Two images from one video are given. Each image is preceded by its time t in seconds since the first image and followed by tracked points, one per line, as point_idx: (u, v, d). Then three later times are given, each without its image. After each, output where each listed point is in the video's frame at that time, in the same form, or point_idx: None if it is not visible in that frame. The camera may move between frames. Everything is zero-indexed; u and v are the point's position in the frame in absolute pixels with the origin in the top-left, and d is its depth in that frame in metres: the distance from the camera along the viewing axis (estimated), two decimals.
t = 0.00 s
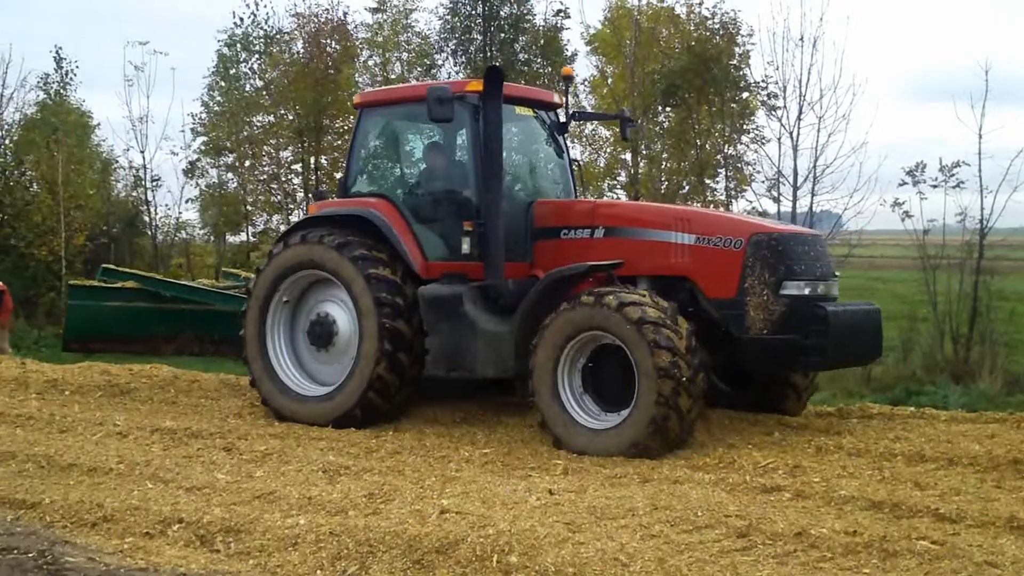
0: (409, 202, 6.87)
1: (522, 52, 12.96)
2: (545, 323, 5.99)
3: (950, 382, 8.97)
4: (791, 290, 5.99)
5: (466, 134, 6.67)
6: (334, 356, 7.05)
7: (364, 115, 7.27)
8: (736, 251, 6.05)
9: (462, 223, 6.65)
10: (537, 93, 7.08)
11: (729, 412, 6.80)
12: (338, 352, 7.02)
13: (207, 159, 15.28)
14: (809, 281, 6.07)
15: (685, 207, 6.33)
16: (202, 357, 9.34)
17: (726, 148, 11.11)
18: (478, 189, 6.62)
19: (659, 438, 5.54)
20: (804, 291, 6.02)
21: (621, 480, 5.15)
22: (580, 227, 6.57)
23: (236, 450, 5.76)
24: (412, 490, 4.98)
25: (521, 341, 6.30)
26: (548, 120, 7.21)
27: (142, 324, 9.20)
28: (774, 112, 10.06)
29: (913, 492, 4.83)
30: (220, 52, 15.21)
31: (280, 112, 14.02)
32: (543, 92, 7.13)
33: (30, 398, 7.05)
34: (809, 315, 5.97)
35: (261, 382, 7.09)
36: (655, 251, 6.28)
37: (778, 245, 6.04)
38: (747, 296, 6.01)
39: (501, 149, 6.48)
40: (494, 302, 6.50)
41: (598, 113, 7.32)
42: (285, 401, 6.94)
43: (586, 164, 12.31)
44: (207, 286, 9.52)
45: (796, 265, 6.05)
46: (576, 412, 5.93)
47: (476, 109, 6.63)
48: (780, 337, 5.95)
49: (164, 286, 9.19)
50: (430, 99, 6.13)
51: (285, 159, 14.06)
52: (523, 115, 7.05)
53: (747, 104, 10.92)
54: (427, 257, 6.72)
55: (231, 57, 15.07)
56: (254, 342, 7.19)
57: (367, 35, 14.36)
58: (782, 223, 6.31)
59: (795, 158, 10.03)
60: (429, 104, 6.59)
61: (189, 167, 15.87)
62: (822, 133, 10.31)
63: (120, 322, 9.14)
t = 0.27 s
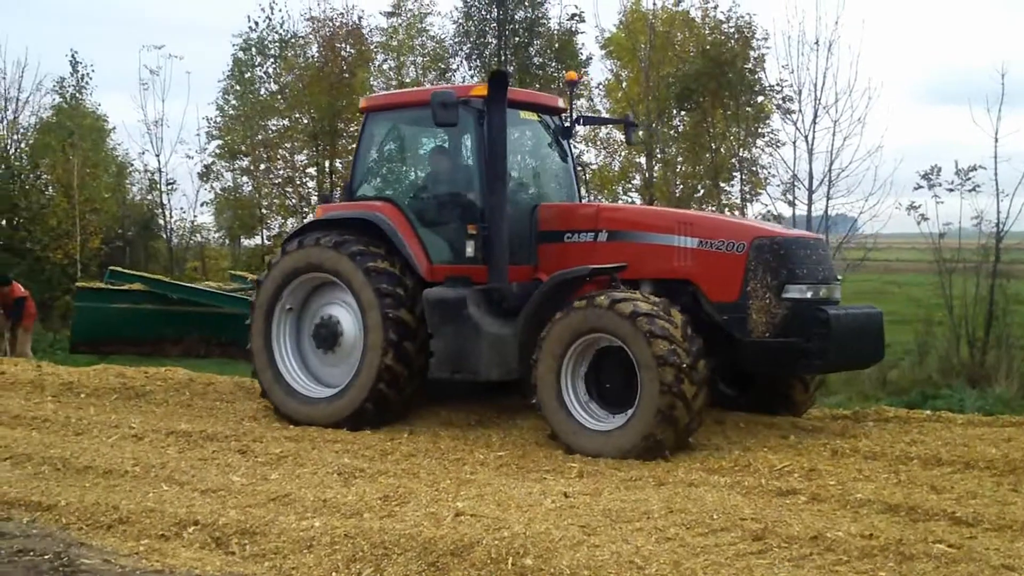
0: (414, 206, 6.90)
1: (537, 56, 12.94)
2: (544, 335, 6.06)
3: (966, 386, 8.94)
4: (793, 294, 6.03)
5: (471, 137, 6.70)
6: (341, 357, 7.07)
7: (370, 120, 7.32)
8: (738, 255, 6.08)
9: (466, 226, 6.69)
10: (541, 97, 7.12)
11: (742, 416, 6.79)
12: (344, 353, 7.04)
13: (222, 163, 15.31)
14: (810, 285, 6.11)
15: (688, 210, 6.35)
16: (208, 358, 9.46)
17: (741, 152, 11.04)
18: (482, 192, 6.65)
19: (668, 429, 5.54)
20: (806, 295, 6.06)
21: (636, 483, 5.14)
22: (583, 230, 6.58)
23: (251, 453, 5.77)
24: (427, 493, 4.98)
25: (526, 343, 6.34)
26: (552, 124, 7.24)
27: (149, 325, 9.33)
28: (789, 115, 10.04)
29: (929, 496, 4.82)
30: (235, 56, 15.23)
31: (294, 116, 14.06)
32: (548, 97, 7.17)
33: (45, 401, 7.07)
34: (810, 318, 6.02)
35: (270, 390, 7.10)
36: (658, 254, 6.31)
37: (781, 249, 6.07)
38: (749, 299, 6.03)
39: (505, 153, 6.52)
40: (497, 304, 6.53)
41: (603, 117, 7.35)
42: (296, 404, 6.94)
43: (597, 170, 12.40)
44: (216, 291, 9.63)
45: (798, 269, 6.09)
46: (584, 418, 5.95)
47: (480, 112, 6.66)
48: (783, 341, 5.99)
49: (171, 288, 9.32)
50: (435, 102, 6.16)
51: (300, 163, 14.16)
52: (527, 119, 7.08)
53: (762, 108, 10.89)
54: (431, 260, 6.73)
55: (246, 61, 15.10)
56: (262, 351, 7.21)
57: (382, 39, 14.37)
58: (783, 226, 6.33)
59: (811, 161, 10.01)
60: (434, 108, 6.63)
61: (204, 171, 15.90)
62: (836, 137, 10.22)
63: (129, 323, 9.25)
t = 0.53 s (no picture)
0: (421, 204, 6.93)
1: (550, 54, 12.90)
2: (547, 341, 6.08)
3: (981, 385, 8.91)
4: (799, 292, 6.03)
5: (478, 137, 6.73)
6: (351, 355, 7.08)
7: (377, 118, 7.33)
8: (745, 253, 6.09)
9: (473, 225, 6.72)
10: (547, 96, 7.13)
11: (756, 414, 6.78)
12: (353, 349, 7.05)
13: (236, 162, 15.33)
14: (816, 283, 6.12)
15: (694, 208, 6.35)
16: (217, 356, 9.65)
17: (755, 150, 11.06)
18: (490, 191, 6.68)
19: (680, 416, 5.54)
20: (812, 293, 6.07)
21: (651, 482, 5.13)
22: (591, 229, 6.58)
23: (266, 451, 5.77)
24: (442, 491, 4.98)
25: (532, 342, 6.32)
26: (560, 122, 7.26)
27: (159, 323, 9.48)
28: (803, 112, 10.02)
29: (946, 495, 4.81)
30: (249, 55, 15.24)
31: (308, 114, 14.10)
32: (555, 95, 7.19)
33: (60, 399, 7.08)
34: (816, 316, 6.02)
35: (283, 393, 7.09)
36: (664, 253, 6.31)
37: (787, 247, 6.08)
38: (756, 298, 6.04)
39: (512, 152, 6.53)
40: (505, 302, 6.52)
41: (610, 116, 7.37)
42: (310, 404, 6.93)
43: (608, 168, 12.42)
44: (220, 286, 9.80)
45: (804, 268, 6.10)
46: (595, 420, 5.93)
47: (487, 112, 6.69)
48: (789, 339, 5.99)
49: (179, 286, 9.46)
50: (441, 102, 6.18)
51: (313, 161, 14.27)
52: (534, 118, 7.09)
53: (776, 105, 10.87)
54: (439, 259, 6.77)
55: (260, 59, 15.11)
56: (272, 355, 7.21)
57: (396, 38, 14.37)
58: (788, 224, 6.35)
59: (825, 159, 9.98)
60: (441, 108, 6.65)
61: (218, 170, 15.92)
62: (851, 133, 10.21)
63: (138, 322, 9.42)
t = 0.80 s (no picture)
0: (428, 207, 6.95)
1: (564, 56, 12.88)
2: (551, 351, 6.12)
3: (996, 388, 8.88)
4: (804, 296, 6.03)
5: (485, 140, 6.75)
6: (360, 356, 7.07)
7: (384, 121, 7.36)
8: (750, 256, 6.07)
9: (480, 228, 6.73)
10: (553, 99, 7.14)
11: (769, 417, 6.76)
12: (362, 350, 7.05)
13: (250, 164, 15.36)
14: (822, 286, 6.11)
15: (700, 212, 6.35)
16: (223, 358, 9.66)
17: (770, 152, 11.02)
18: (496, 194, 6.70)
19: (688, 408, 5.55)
20: (817, 296, 6.07)
21: (666, 485, 5.12)
22: (597, 232, 6.59)
23: (280, 453, 5.78)
24: (456, 494, 4.98)
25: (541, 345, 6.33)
26: (567, 126, 7.27)
27: (169, 324, 9.46)
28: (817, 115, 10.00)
29: (961, 499, 4.79)
30: (263, 57, 15.27)
31: (322, 117, 14.19)
32: (561, 99, 7.20)
33: (74, 400, 7.09)
34: (822, 319, 6.02)
35: (293, 399, 7.08)
36: (670, 256, 6.31)
37: (792, 250, 6.08)
38: (761, 301, 6.03)
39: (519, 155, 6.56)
40: (512, 305, 6.55)
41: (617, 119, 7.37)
42: (322, 407, 6.91)
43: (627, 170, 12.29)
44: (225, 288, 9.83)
45: (809, 271, 6.09)
46: (606, 423, 5.93)
47: (494, 115, 6.72)
48: (795, 342, 6.00)
49: (189, 288, 9.47)
50: (449, 104, 6.22)
51: (327, 163, 14.42)
52: (541, 122, 7.10)
53: (791, 108, 10.83)
54: (445, 261, 6.78)
55: (274, 61, 15.12)
56: (281, 361, 7.21)
57: (410, 40, 14.37)
58: (794, 227, 6.34)
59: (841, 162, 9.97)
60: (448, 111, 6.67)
61: (232, 172, 15.95)
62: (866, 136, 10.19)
63: (146, 324, 9.43)
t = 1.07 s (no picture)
0: (444, 207, 6.98)
1: (590, 56, 12.80)
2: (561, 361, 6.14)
3: None
4: (819, 296, 6.04)
5: (500, 140, 6.77)
6: (378, 353, 7.07)
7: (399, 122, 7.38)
8: (764, 256, 6.09)
9: (495, 227, 6.76)
10: (569, 100, 7.15)
11: (796, 418, 6.73)
12: (380, 346, 7.05)
13: (276, 163, 15.39)
14: (836, 287, 6.12)
15: (714, 212, 6.36)
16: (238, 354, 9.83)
17: (796, 153, 11.05)
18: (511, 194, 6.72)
19: (704, 391, 5.56)
20: (831, 297, 6.07)
21: (691, 486, 5.11)
22: (612, 232, 6.59)
23: (305, 451, 5.78)
24: (480, 493, 4.98)
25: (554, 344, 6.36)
26: (583, 127, 7.28)
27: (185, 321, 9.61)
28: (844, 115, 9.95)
29: (988, 501, 4.76)
30: (289, 57, 15.29)
31: (348, 116, 14.28)
32: (578, 100, 7.22)
33: (100, 398, 7.12)
34: (836, 319, 6.03)
35: (314, 401, 7.07)
36: (683, 256, 6.32)
37: (806, 251, 6.09)
38: (775, 301, 6.05)
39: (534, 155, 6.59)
40: (527, 305, 6.55)
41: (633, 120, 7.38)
42: (346, 407, 6.90)
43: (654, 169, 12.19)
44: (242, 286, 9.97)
45: (823, 271, 6.10)
46: (626, 425, 5.91)
47: (509, 116, 6.74)
48: (808, 343, 6.01)
49: (208, 288, 9.60)
50: (465, 105, 6.27)
51: (352, 162, 14.48)
52: (558, 122, 7.11)
53: (818, 108, 10.78)
54: (461, 260, 6.81)
55: (301, 61, 15.14)
56: (299, 366, 7.20)
57: (435, 39, 14.35)
58: (809, 229, 6.35)
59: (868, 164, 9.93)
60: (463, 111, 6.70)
61: (258, 171, 15.98)
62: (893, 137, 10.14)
63: (165, 321, 9.55)
